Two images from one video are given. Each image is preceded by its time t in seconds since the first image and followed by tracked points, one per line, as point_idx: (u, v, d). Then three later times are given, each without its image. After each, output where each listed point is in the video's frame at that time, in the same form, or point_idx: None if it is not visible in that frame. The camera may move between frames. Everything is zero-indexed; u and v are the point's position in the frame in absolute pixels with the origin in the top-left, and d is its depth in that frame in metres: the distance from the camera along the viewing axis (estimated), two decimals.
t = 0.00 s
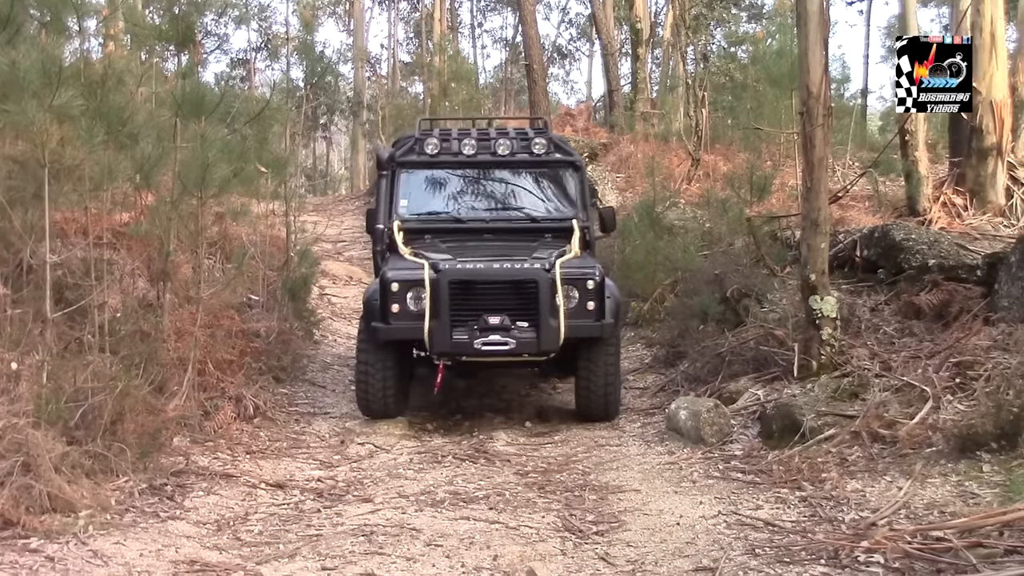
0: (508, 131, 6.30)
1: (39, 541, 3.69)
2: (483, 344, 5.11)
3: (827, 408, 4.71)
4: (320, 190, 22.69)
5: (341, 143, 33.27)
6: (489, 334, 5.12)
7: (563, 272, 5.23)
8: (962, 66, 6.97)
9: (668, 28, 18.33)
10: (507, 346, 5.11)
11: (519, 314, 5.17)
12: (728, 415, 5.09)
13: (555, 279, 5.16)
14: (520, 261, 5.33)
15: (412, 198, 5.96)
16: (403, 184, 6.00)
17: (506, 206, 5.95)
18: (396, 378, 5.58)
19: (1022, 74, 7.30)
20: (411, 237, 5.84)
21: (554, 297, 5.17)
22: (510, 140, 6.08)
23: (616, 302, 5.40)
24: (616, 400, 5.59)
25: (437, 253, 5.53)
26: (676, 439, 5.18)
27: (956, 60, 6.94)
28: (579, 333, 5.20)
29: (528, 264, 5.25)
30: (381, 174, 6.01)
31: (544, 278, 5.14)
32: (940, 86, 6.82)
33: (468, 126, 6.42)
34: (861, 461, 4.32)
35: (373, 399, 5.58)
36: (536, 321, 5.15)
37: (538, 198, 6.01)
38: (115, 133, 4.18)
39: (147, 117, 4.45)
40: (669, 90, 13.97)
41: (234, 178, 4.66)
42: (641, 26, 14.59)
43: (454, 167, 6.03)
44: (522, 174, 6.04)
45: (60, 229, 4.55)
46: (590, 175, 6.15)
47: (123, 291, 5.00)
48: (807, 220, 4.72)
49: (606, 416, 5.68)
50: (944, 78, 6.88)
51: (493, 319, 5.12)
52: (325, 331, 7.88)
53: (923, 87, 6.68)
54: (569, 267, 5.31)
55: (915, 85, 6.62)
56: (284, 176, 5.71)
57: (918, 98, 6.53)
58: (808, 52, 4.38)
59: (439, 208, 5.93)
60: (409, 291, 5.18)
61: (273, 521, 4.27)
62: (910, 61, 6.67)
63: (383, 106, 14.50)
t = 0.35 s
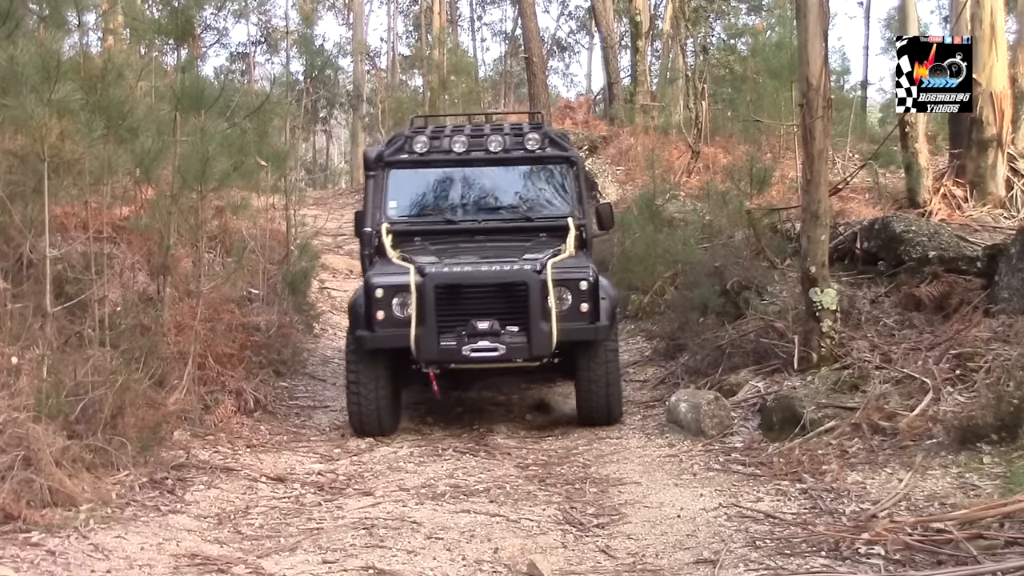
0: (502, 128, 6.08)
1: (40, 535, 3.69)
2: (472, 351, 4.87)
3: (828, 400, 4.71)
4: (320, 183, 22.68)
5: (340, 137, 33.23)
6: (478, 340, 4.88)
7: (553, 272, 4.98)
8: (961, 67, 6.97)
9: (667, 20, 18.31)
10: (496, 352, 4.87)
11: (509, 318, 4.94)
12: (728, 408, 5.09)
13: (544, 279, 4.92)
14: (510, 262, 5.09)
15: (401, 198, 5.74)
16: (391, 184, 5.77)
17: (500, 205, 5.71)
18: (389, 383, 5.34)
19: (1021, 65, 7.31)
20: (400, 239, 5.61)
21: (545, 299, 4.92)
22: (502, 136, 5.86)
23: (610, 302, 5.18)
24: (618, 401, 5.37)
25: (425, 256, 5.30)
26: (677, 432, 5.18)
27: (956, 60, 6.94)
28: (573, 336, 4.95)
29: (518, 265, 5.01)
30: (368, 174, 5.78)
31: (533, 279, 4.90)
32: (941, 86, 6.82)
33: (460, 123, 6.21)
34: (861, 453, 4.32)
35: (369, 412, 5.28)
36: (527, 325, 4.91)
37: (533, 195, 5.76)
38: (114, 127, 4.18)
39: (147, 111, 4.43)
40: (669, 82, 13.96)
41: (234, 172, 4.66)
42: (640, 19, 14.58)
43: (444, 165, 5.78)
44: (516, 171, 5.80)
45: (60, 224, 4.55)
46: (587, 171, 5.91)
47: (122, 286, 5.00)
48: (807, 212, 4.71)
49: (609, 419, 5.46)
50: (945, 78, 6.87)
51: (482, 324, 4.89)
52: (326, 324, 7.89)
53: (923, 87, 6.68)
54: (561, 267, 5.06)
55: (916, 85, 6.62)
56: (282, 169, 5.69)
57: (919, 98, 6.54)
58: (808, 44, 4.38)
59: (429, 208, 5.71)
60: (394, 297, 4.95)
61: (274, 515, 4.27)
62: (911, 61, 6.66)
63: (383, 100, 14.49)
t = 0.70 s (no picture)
0: (485, 124, 5.93)
1: (43, 530, 3.69)
2: (464, 357, 4.70)
3: (829, 394, 4.71)
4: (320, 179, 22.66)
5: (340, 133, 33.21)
6: (469, 345, 4.71)
7: (544, 269, 4.77)
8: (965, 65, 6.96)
9: (667, 15, 18.31)
10: (489, 357, 4.69)
11: (501, 320, 4.76)
12: (729, 402, 5.09)
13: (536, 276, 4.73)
14: (499, 261, 4.89)
15: (384, 202, 5.57)
16: (373, 187, 5.61)
17: (486, 201, 5.52)
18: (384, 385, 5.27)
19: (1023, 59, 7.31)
20: (383, 245, 5.43)
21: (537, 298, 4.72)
22: (484, 130, 5.71)
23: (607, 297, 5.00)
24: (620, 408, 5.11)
25: (409, 261, 5.11)
26: (678, 426, 5.19)
27: (956, 60, 6.99)
28: (567, 335, 4.74)
29: (508, 264, 4.82)
30: (347, 179, 5.59)
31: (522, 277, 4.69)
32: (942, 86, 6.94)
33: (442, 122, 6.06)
34: (862, 448, 4.32)
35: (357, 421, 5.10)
36: (519, 326, 4.72)
37: (520, 189, 5.57)
38: (115, 123, 4.20)
39: (147, 107, 4.46)
40: (670, 77, 13.94)
41: (234, 167, 4.66)
42: (641, 14, 14.56)
43: (426, 164, 5.62)
44: (500, 164, 5.63)
45: (60, 219, 4.54)
46: (575, 161, 5.72)
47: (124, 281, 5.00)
48: (809, 206, 4.71)
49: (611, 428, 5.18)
50: (945, 78, 6.99)
51: (472, 328, 4.71)
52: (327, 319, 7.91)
53: (923, 87, 6.94)
54: (553, 263, 4.85)
55: (915, 85, 6.94)
56: (280, 163, 5.68)
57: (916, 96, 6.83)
58: (810, 38, 4.37)
59: (412, 208, 5.53)
60: (378, 305, 4.77)
61: (275, 510, 4.27)
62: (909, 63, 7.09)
63: (383, 95, 14.47)
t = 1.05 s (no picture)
0: (492, 124, 6.11)
1: (71, 510, 3.97)
2: (457, 360, 4.81)
3: (812, 383, 4.96)
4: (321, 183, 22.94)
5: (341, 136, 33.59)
6: (463, 349, 4.82)
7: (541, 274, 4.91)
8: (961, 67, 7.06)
9: (660, 22, 18.67)
10: (483, 361, 4.81)
11: (496, 325, 4.87)
12: (718, 391, 5.35)
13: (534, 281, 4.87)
14: (497, 267, 5.02)
15: (389, 200, 5.80)
16: (378, 185, 5.83)
17: (489, 204, 5.75)
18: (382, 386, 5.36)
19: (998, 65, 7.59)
20: (387, 243, 5.68)
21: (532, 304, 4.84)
22: (491, 132, 5.89)
23: (603, 306, 5.08)
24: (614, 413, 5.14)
25: (409, 262, 5.30)
26: (670, 414, 5.44)
27: (956, 60, 7.09)
28: (563, 340, 4.86)
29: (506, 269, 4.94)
30: (352, 175, 5.76)
31: (519, 283, 4.82)
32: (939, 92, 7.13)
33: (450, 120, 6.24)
34: (844, 434, 4.57)
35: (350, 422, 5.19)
36: (515, 332, 4.83)
37: (524, 193, 5.80)
38: (138, 126, 4.53)
39: (168, 111, 4.77)
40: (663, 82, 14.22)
41: (251, 168, 4.94)
42: (636, 22, 14.82)
43: (432, 164, 5.82)
44: (506, 167, 5.84)
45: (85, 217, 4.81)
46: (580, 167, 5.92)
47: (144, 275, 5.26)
48: (793, 206, 4.95)
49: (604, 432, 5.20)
50: (944, 78, 7.16)
51: (467, 332, 4.83)
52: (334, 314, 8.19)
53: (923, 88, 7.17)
54: (552, 270, 4.98)
55: (913, 85, 7.25)
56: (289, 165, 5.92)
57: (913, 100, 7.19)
58: (794, 46, 4.61)
59: (418, 207, 5.77)
60: (375, 305, 4.92)
61: (289, 492, 4.52)
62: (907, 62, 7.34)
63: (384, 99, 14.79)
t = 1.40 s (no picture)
0: (499, 136, 6.62)
1: (116, 481, 4.54)
2: (452, 356, 5.15)
3: (780, 369, 5.50)
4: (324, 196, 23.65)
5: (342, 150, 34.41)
6: (457, 345, 5.16)
7: (535, 279, 5.20)
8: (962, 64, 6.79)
9: (645, 46, 19.49)
10: (476, 357, 5.14)
11: (490, 324, 5.20)
12: (695, 377, 5.87)
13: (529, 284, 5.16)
14: (494, 269, 5.34)
15: (397, 203, 6.30)
16: (387, 189, 6.32)
17: (492, 210, 6.26)
18: (381, 381, 5.64)
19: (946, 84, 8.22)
20: (394, 243, 6.18)
21: (526, 305, 5.16)
22: (497, 142, 6.39)
23: (595, 309, 5.37)
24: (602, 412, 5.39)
25: (411, 261, 5.72)
26: (652, 397, 5.95)
27: (956, 60, 6.71)
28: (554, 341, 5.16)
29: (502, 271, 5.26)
30: (362, 178, 6.27)
31: (515, 286, 5.13)
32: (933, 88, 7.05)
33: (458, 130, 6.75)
34: (808, 415, 5.11)
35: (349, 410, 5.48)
36: (508, 331, 5.16)
37: (525, 202, 6.31)
38: (175, 137, 5.14)
39: (203, 124, 5.34)
40: (647, 101, 14.87)
41: (276, 176, 5.74)
42: (622, 46, 15.75)
43: (439, 171, 6.33)
44: (510, 176, 6.35)
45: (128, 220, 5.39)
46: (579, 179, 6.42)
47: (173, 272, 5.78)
48: (763, 211, 5.44)
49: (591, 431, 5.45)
50: (944, 78, 6.96)
51: (462, 330, 5.17)
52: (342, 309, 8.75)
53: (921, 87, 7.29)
54: (547, 275, 5.28)
55: (915, 85, 7.52)
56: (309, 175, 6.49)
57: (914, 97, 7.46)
58: (765, 67, 5.12)
59: (424, 211, 6.28)
60: (375, 301, 5.25)
61: (310, 467, 5.03)
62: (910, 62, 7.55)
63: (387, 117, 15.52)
